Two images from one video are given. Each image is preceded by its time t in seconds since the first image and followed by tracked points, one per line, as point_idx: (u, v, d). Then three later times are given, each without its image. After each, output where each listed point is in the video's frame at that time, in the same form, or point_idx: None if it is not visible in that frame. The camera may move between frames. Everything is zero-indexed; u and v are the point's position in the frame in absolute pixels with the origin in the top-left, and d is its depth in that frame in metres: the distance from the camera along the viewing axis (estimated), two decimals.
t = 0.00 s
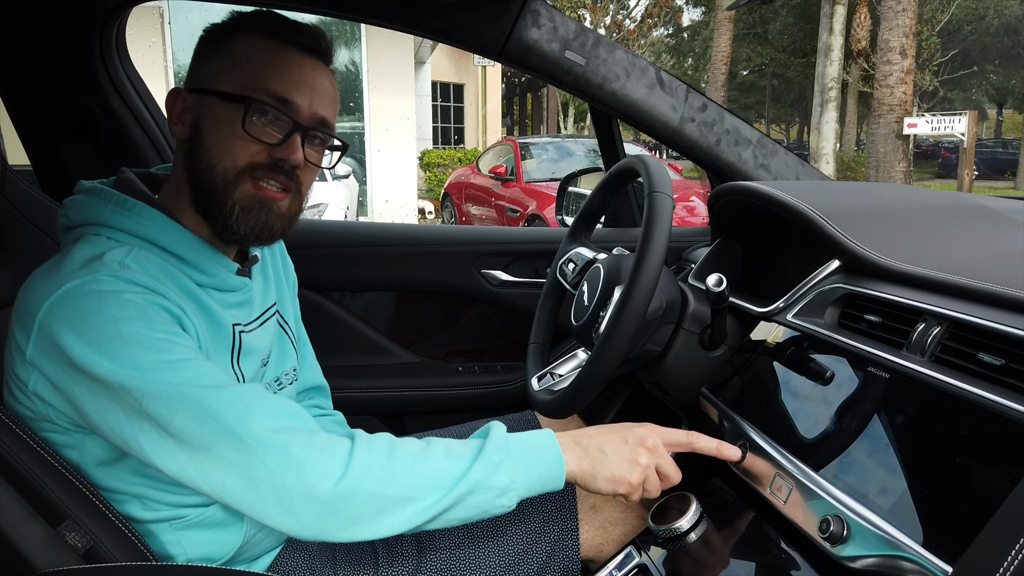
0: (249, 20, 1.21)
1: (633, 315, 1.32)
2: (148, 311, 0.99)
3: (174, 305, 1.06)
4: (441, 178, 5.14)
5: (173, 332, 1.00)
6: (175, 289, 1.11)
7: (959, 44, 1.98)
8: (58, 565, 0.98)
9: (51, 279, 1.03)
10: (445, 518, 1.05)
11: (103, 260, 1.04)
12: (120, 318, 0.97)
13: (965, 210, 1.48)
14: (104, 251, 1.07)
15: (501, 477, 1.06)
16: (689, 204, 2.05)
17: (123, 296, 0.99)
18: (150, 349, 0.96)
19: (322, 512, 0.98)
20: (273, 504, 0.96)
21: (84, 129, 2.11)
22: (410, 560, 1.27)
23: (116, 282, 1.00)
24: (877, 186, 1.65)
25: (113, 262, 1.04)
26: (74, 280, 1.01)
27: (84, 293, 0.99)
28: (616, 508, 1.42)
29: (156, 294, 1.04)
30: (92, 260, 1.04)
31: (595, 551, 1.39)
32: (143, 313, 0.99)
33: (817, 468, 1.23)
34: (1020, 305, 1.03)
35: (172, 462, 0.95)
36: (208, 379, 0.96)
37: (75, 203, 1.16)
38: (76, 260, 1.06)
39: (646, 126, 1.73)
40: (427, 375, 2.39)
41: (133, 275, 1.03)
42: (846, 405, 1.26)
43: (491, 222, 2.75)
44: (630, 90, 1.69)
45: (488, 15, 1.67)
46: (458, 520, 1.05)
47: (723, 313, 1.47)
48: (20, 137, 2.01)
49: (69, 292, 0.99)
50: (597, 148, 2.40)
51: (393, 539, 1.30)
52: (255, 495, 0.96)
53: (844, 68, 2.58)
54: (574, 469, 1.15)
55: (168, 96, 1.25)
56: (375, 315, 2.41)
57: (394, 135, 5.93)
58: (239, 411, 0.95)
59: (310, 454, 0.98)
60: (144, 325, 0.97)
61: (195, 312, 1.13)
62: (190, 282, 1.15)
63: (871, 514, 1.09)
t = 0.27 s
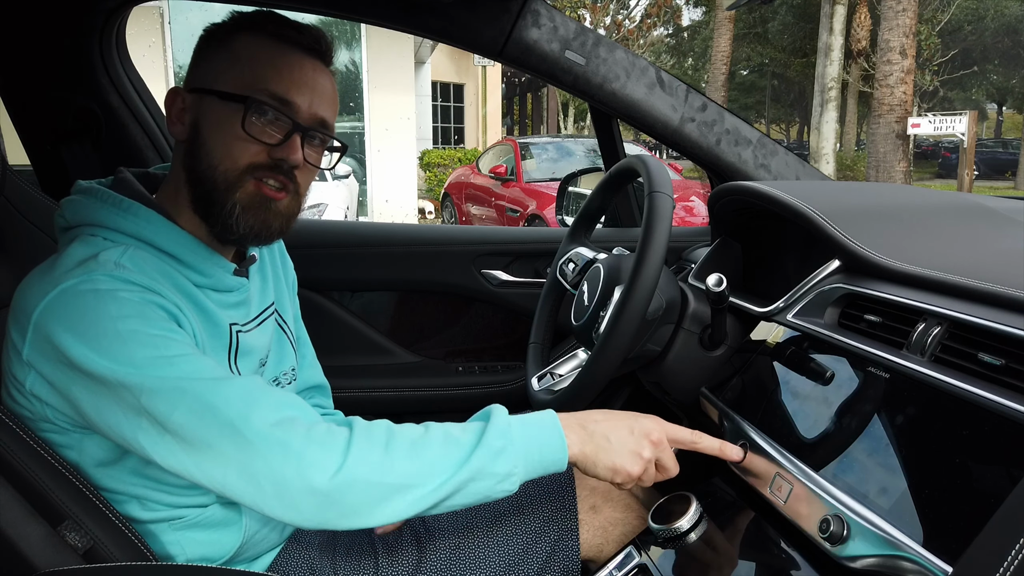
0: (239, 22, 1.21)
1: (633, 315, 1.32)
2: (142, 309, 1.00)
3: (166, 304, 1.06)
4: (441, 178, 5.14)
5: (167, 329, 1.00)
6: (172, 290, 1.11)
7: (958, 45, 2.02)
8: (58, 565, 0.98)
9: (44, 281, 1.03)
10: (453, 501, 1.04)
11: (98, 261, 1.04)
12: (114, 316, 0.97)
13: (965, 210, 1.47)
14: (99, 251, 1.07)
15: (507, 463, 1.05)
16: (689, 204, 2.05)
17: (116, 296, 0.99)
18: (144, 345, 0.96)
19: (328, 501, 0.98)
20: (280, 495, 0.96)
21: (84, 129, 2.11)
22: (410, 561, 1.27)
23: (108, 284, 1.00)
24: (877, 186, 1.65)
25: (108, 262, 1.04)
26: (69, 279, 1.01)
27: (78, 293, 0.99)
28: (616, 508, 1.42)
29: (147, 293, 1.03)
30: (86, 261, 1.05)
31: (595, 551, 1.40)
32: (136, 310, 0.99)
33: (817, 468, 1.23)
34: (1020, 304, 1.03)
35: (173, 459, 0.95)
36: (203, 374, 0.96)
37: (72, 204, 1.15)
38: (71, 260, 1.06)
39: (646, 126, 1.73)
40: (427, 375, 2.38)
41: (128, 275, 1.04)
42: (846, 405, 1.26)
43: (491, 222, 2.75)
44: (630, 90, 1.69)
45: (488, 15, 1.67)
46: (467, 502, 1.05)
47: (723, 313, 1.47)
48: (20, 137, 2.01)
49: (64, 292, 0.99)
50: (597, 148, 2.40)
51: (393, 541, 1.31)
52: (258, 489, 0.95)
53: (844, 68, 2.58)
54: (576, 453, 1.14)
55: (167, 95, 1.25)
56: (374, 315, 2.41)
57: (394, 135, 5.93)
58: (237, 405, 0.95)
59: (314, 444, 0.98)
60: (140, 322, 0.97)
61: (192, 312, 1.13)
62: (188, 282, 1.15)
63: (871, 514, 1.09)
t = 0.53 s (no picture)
0: (243, 21, 1.21)
1: (633, 315, 1.32)
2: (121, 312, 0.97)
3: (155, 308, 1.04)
4: (441, 178, 5.15)
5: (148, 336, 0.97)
6: (169, 291, 1.12)
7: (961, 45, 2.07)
8: (57, 564, 0.98)
9: (37, 277, 1.03)
10: (358, 485, 0.92)
11: (94, 258, 1.04)
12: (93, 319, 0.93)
13: (966, 210, 1.47)
14: (96, 249, 1.07)
15: (410, 444, 0.95)
16: (689, 204, 2.05)
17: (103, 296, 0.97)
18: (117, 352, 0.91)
19: (230, 529, 0.85)
20: (185, 517, 0.85)
21: (85, 130, 2.10)
22: (409, 560, 1.27)
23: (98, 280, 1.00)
24: (878, 186, 1.65)
25: (104, 260, 1.04)
26: (59, 276, 1.00)
27: (66, 290, 0.97)
28: (615, 508, 1.42)
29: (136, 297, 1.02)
30: (82, 257, 1.05)
31: (594, 551, 1.40)
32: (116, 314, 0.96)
33: (817, 468, 1.23)
34: (1020, 305, 1.03)
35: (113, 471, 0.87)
36: (165, 382, 0.89)
37: (73, 203, 1.15)
38: (68, 257, 1.06)
39: (646, 126, 1.72)
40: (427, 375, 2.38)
41: (121, 273, 1.03)
42: (846, 405, 1.26)
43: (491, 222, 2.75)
44: (630, 90, 1.69)
45: (488, 15, 1.67)
46: (373, 482, 0.92)
47: (723, 313, 1.47)
48: (20, 137, 2.01)
49: (53, 288, 0.98)
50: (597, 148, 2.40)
51: (394, 540, 1.31)
52: (173, 503, 0.85)
53: (843, 68, 2.58)
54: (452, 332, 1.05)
55: (172, 94, 1.25)
56: (374, 315, 2.41)
57: (394, 135, 5.93)
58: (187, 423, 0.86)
59: (225, 462, 0.86)
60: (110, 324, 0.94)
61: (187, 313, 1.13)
62: (186, 282, 1.16)
63: (871, 514, 1.09)
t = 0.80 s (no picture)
0: (239, 25, 1.24)
1: (633, 315, 1.32)
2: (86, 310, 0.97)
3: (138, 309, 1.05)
4: (441, 178, 5.15)
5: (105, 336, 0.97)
6: (160, 291, 1.13)
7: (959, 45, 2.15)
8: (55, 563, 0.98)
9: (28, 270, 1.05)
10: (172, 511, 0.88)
11: (87, 255, 1.06)
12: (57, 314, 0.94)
13: (965, 210, 1.48)
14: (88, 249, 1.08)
15: (218, 455, 0.94)
16: (689, 204, 2.05)
17: (76, 294, 0.98)
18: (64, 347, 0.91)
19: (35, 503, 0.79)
20: None
21: (84, 129, 2.11)
22: (410, 560, 1.27)
23: (85, 277, 1.01)
24: (878, 186, 1.65)
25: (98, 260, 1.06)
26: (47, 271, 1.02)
27: (49, 285, 0.98)
28: (617, 507, 1.42)
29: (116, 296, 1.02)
30: (75, 254, 1.06)
31: (596, 550, 1.40)
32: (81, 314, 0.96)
33: (817, 468, 1.23)
34: (1020, 305, 1.03)
35: None
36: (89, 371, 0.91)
37: (66, 205, 1.16)
38: (62, 253, 1.07)
39: (646, 126, 1.73)
40: (427, 375, 2.38)
41: (106, 274, 1.05)
42: (846, 405, 1.26)
43: (491, 222, 2.75)
44: (630, 90, 1.69)
45: (488, 15, 1.67)
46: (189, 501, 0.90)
47: (723, 313, 1.47)
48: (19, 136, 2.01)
49: (40, 281, 1.00)
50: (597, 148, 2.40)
51: (393, 540, 1.31)
52: None
53: (843, 68, 2.58)
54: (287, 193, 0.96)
55: (166, 95, 1.24)
56: (374, 314, 2.41)
57: (394, 135, 5.93)
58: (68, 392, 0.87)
59: (64, 453, 0.82)
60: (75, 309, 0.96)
61: (177, 314, 1.15)
62: (178, 283, 1.17)
63: (871, 514, 1.09)
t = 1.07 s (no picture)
0: (222, 21, 1.24)
1: (633, 314, 1.32)
2: (50, 327, 0.97)
3: (112, 323, 1.06)
4: (441, 178, 5.15)
5: (67, 355, 0.98)
6: (139, 302, 1.13)
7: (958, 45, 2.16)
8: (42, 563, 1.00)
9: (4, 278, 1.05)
10: None
11: (63, 269, 1.06)
12: (17, 332, 0.94)
13: (964, 210, 1.48)
14: (70, 258, 1.09)
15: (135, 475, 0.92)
16: (689, 204, 2.05)
17: (43, 310, 0.98)
18: (18, 369, 0.92)
19: None
20: None
21: (84, 129, 2.11)
22: (410, 561, 1.27)
23: (57, 290, 1.02)
24: (878, 186, 1.65)
25: (75, 270, 1.07)
26: (23, 281, 1.03)
27: (17, 299, 0.99)
28: (618, 507, 1.42)
29: (89, 311, 1.03)
30: (53, 267, 1.07)
31: (596, 550, 1.40)
32: (43, 332, 0.96)
33: (817, 468, 1.23)
34: (1020, 304, 1.03)
35: None
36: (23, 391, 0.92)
37: (51, 208, 1.16)
38: (42, 264, 1.08)
39: (645, 126, 1.73)
40: (427, 375, 2.38)
41: (84, 286, 1.05)
42: (846, 405, 1.26)
43: (491, 222, 2.75)
44: (631, 90, 1.69)
45: (487, 15, 1.67)
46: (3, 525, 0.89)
47: (723, 313, 1.47)
48: (20, 137, 2.02)
49: (9, 293, 1.00)
50: (597, 148, 2.40)
51: (394, 541, 1.31)
52: None
53: (843, 68, 2.58)
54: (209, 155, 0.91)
55: (148, 94, 1.23)
56: (374, 314, 2.41)
57: (394, 135, 5.94)
58: None
59: None
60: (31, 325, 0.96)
61: (160, 324, 1.15)
62: (162, 289, 1.17)
63: (872, 515, 1.09)
